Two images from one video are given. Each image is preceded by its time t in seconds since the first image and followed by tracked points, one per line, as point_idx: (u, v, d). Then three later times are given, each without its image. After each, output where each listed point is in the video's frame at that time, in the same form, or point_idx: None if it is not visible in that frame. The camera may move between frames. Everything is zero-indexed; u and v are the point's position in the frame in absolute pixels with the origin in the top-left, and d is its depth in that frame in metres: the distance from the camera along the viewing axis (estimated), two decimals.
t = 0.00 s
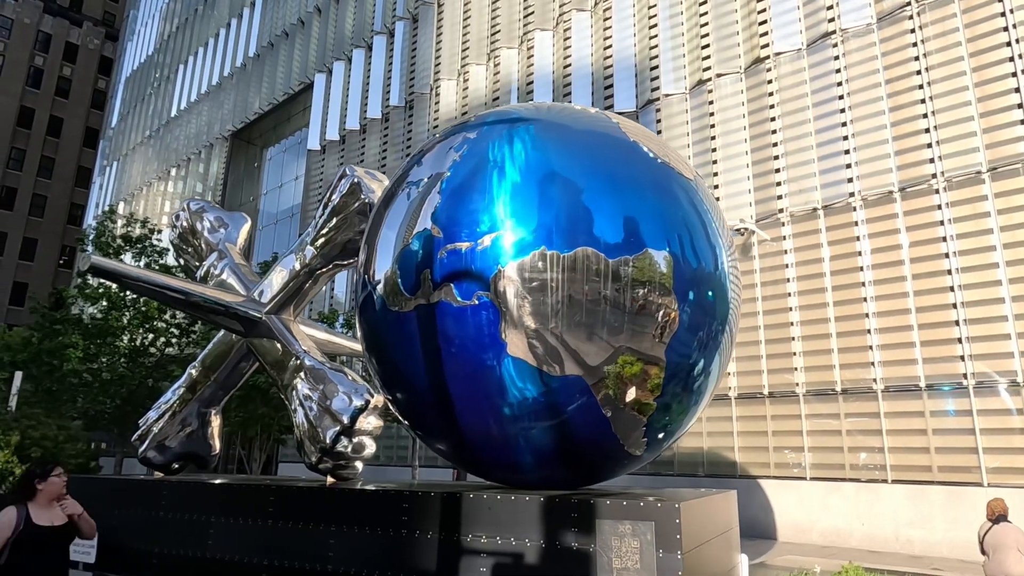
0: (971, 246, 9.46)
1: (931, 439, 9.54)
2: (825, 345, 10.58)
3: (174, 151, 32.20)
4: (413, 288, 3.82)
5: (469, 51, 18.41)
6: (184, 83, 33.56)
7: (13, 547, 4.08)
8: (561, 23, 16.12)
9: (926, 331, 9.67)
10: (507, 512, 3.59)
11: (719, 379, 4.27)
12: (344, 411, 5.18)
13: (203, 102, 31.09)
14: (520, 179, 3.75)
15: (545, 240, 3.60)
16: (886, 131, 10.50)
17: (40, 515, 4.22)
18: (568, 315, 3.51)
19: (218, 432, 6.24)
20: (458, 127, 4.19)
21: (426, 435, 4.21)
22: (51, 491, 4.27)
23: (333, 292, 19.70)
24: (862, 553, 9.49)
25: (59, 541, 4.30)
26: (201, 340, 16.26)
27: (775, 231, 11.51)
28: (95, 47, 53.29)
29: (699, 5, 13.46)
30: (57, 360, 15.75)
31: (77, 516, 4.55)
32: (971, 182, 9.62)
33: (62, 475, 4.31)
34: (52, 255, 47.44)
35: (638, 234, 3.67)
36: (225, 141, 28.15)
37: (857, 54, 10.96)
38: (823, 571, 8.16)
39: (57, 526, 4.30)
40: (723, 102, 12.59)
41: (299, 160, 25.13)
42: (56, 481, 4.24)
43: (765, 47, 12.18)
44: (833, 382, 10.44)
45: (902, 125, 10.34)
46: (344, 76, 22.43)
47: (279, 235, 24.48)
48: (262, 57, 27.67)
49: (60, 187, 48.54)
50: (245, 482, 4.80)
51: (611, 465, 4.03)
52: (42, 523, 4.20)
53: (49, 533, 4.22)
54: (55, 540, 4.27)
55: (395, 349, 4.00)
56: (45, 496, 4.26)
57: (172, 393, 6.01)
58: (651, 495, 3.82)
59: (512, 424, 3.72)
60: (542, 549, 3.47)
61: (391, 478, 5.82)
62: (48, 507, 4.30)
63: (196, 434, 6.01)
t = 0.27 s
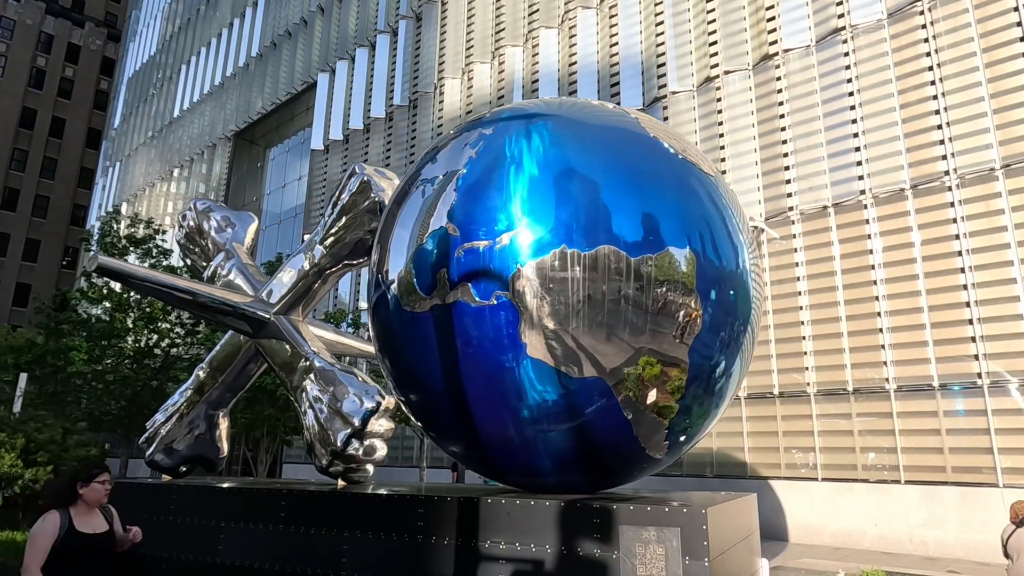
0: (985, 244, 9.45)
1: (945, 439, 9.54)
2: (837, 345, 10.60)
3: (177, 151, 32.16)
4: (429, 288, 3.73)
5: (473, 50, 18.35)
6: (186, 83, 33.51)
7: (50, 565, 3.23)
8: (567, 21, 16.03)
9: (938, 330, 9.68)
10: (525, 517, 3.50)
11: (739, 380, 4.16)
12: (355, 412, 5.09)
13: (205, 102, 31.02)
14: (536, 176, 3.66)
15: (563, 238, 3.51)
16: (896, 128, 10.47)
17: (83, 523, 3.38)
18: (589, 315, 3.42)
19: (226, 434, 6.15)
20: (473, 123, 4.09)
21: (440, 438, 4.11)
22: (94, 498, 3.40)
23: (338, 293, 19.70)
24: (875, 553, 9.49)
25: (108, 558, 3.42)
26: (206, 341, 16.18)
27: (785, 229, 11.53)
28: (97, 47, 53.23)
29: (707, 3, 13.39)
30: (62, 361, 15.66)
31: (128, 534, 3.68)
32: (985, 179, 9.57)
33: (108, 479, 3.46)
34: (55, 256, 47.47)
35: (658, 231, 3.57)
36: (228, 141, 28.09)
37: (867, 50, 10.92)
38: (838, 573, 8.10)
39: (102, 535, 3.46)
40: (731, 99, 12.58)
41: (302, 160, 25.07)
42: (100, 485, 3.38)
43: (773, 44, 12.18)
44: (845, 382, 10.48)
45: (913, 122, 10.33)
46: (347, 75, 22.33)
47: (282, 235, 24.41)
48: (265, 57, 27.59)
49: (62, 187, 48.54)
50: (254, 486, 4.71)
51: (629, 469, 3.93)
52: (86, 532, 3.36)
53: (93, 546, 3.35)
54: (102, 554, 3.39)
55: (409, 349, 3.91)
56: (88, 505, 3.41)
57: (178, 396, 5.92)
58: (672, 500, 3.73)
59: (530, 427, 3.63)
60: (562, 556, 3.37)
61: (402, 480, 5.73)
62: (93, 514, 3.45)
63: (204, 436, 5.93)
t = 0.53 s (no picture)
0: (997, 239, 9.56)
1: (957, 437, 9.64)
2: (846, 343, 10.73)
3: (178, 151, 32.07)
4: (444, 283, 3.62)
5: (476, 46, 18.30)
6: (188, 82, 33.44)
7: None
8: (571, 17, 16.03)
9: (949, 327, 9.81)
10: (542, 518, 3.39)
11: (760, 377, 4.06)
12: (364, 411, 5.01)
13: (207, 101, 30.93)
14: (552, 167, 3.57)
15: (580, 231, 3.42)
16: (907, 123, 10.61)
17: (134, 527, 3.07)
18: (609, 311, 3.32)
19: (232, 434, 6.06)
20: (486, 114, 3.99)
21: (452, 436, 4.02)
22: (145, 500, 3.09)
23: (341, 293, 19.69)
24: (888, 553, 9.55)
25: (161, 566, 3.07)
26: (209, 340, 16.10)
27: (794, 226, 11.61)
28: (98, 47, 53.14)
29: None
30: (65, 360, 15.57)
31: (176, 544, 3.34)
32: (996, 174, 9.70)
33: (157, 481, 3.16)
34: (57, 256, 47.42)
35: (676, 223, 3.47)
36: (229, 140, 28.00)
37: (876, 46, 11.03)
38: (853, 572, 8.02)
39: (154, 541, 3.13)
40: (738, 95, 12.66)
41: (304, 159, 24.98)
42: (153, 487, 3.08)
43: (780, 39, 12.26)
44: (855, 379, 10.60)
45: (923, 117, 10.46)
46: (349, 73, 22.22)
47: (285, 234, 24.31)
48: (266, 55, 27.50)
49: (64, 188, 48.44)
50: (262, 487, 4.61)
51: (647, 469, 3.83)
52: (136, 536, 3.04)
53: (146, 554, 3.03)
54: (155, 562, 3.06)
55: (422, 346, 3.82)
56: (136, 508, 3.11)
57: (184, 395, 5.83)
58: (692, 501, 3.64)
59: (545, 425, 3.54)
60: (581, 558, 3.26)
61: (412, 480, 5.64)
62: (144, 519, 3.15)
63: (209, 436, 5.84)
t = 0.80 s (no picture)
0: (1009, 238, 9.55)
1: (970, 437, 9.66)
2: (855, 342, 10.75)
3: (179, 150, 31.96)
4: (457, 283, 3.52)
5: (479, 44, 18.24)
6: (188, 81, 33.34)
7: None
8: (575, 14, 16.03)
9: (960, 326, 9.84)
10: (559, 526, 3.30)
11: (779, 380, 3.96)
12: (372, 414, 4.91)
13: (208, 100, 30.83)
14: (566, 164, 3.47)
15: (595, 229, 3.32)
16: (916, 119, 10.62)
17: (178, 538, 3.02)
18: (630, 311, 3.22)
19: (237, 436, 5.96)
20: (499, 110, 3.89)
21: (463, 438, 3.93)
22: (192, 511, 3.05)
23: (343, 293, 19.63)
24: (898, 554, 9.49)
25: None
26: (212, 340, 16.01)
27: (803, 223, 11.65)
28: (98, 47, 53.04)
29: None
30: (67, 361, 15.49)
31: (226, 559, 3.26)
32: (1008, 171, 9.69)
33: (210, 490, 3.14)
34: (58, 256, 47.36)
35: (693, 220, 3.38)
36: (230, 139, 27.90)
37: (884, 42, 11.06)
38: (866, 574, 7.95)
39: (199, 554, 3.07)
40: (744, 92, 12.73)
41: (306, 158, 24.89)
42: (200, 496, 3.03)
43: (787, 36, 12.30)
44: (864, 379, 10.62)
45: (932, 114, 10.48)
46: (351, 72, 22.09)
47: (286, 234, 24.21)
48: (267, 54, 27.38)
49: (64, 188, 48.37)
50: (269, 491, 4.51)
51: (663, 473, 3.73)
52: (180, 547, 2.98)
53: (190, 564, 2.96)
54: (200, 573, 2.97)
55: (433, 347, 3.72)
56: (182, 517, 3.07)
57: (188, 397, 5.74)
58: (712, 506, 3.54)
59: (561, 429, 3.44)
60: (601, 565, 3.19)
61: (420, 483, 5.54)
62: (192, 531, 3.10)
63: (214, 438, 5.75)
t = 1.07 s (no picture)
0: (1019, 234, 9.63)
1: (981, 436, 9.69)
2: (864, 340, 10.80)
3: (180, 150, 31.88)
4: (474, 279, 3.45)
5: (482, 42, 18.22)
6: (189, 80, 33.26)
7: None
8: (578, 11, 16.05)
9: (972, 323, 9.90)
10: (578, 526, 3.23)
11: (799, 380, 3.87)
12: (383, 413, 4.84)
13: (208, 100, 30.76)
14: (583, 157, 3.40)
15: (613, 223, 3.25)
16: (924, 115, 10.71)
17: (237, 550, 2.75)
18: (652, 307, 3.15)
19: (245, 436, 5.89)
20: (514, 102, 3.82)
21: (477, 437, 3.86)
22: (248, 519, 2.79)
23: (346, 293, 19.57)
24: (909, 554, 9.46)
25: None
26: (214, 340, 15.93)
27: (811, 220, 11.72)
28: (98, 47, 52.94)
29: None
30: (69, 361, 15.40)
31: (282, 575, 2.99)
32: (1018, 167, 9.76)
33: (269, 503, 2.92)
34: (58, 256, 47.28)
35: (712, 213, 3.30)
36: (231, 138, 27.82)
37: (892, 37, 11.14)
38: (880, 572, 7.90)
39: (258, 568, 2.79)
40: (750, 88, 12.78)
41: (307, 157, 24.83)
42: (256, 503, 2.81)
43: (793, 31, 12.34)
44: (872, 377, 10.66)
45: (941, 110, 10.57)
46: (353, 70, 22.03)
47: (287, 233, 24.13)
48: (268, 53, 27.30)
49: (64, 188, 48.28)
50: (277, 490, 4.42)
51: (681, 473, 3.65)
52: (240, 560, 2.71)
53: None
54: None
55: (447, 344, 3.65)
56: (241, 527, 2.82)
57: (195, 396, 5.69)
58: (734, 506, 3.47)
59: (577, 429, 3.36)
60: (623, 566, 3.12)
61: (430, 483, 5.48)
62: (244, 542, 2.84)
63: (221, 438, 5.68)
